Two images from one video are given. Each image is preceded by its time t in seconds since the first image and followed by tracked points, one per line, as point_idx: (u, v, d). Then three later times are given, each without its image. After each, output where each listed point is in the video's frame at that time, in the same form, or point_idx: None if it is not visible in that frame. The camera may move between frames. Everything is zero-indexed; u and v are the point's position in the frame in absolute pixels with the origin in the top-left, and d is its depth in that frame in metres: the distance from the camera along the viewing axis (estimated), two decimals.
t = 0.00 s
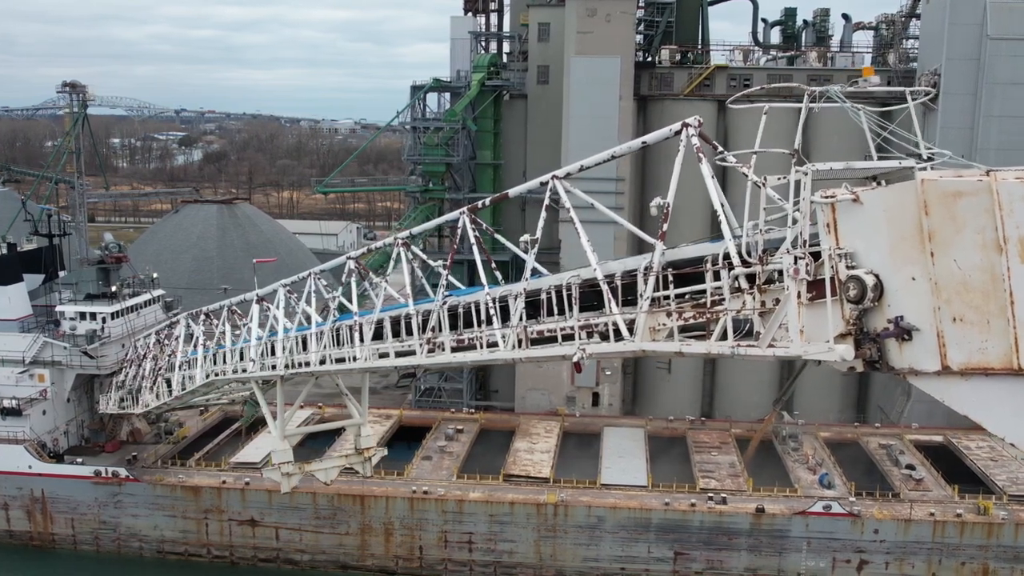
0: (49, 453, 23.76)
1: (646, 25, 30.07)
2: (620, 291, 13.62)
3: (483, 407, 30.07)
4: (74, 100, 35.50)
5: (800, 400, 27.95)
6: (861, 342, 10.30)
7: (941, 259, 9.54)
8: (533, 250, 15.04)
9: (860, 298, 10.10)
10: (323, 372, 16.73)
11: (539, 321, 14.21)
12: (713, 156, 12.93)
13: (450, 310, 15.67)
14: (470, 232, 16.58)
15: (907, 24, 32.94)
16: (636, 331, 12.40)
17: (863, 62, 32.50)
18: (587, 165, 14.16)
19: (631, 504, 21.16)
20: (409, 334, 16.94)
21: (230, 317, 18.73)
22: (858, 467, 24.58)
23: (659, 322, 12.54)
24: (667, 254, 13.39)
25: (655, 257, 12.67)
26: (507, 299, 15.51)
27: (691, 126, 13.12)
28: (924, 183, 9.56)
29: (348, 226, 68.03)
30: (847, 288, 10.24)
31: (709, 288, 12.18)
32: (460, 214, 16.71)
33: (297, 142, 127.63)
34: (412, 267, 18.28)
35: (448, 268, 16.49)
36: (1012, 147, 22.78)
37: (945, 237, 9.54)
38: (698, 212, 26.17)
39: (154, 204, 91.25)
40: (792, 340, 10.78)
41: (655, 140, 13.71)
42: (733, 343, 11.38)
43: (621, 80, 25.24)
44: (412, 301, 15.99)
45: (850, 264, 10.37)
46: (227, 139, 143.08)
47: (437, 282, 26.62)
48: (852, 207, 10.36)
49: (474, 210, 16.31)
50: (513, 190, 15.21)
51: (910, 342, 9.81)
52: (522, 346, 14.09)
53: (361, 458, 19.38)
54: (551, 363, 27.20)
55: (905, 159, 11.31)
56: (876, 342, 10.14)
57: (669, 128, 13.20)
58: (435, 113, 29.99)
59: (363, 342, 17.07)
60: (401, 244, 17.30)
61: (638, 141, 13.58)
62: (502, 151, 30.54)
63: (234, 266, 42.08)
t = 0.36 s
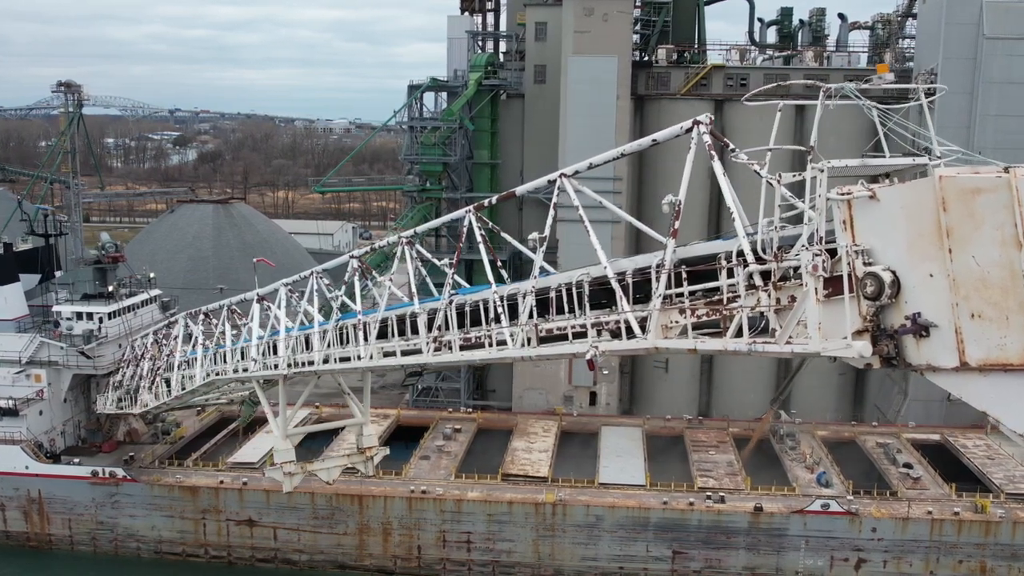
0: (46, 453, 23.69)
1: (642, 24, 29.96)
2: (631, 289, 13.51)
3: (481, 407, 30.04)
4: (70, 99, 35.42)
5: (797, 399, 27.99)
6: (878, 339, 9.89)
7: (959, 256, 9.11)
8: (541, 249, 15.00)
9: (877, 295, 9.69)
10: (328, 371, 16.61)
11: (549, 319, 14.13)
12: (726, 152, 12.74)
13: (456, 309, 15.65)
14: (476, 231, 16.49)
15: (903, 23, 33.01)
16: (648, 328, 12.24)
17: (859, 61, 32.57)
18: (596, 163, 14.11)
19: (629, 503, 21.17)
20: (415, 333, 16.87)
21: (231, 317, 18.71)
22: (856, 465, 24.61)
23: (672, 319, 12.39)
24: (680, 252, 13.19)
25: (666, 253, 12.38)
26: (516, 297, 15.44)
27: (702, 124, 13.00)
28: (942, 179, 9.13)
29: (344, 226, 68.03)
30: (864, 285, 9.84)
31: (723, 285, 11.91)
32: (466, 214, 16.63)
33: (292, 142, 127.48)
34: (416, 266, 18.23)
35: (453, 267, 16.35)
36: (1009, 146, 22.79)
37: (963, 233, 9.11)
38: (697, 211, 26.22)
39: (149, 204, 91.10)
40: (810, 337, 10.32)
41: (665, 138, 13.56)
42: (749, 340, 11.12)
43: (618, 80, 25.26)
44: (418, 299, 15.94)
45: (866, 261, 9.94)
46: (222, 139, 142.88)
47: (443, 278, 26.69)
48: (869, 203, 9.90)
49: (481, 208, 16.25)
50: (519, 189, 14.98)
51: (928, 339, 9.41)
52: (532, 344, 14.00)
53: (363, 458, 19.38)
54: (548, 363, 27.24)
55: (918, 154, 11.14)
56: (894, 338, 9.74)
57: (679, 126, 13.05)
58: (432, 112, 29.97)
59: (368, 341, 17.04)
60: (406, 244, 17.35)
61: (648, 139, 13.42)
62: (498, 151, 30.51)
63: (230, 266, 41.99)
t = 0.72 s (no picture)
0: (43, 454, 23.62)
1: (640, 24, 30.06)
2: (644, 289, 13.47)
3: (479, 407, 30.03)
4: (65, 99, 35.29)
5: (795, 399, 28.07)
6: (896, 337, 9.90)
7: (978, 254, 9.10)
8: (551, 248, 14.96)
9: (895, 293, 9.71)
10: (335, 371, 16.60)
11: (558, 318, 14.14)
12: (739, 151, 12.71)
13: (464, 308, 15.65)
14: (483, 230, 16.46)
15: (900, 23, 33.08)
16: (661, 327, 12.25)
17: (855, 61, 32.62)
18: (606, 162, 14.06)
19: (627, 503, 21.18)
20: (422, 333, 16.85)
21: (231, 317, 18.69)
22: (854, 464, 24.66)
23: (685, 318, 12.38)
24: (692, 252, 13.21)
25: (679, 253, 12.36)
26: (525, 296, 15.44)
27: (713, 123, 12.95)
28: (960, 177, 9.12)
29: (339, 226, 67.95)
30: (882, 284, 9.86)
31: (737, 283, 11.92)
32: (473, 212, 16.57)
33: (287, 142, 127.30)
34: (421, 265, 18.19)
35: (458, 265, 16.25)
36: (1006, 145, 22.85)
37: (981, 231, 9.09)
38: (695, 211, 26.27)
39: (143, 204, 90.89)
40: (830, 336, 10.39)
41: (676, 137, 13.50)
42: (767, 338, 11.18)
43: (616, 79, 25.28)
44: (424, 298, 15.91)
45: (884, 260, 9.97)
46: (217, 139, 142.61)
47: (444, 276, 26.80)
48: (886, 202, 9.95)
49: (488, 207, 16.21)
50: (527, 187, 14.90)
51: (946, 337, 9.42)
52: (542, 343, 13.99)
53: (366, 458, 19.35)
54: (546, 362, 27.26)
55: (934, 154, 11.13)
56: (912, 336, 9.74)
57: (691, 125, 12.97)
58: (430, 112, 29.98)
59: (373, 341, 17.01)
60: (411, 243, 17.39)
61: (658, 138, 13.37)
62: (496, 151, 30.50)
63: (226, 266, 41.90)
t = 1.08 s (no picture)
0: (40, 454, 23.55)
1: (636, 24, 29.90)
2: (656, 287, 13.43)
3: (476, 407, 30.02)
4: (60, 99, 35.17)
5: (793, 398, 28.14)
6: (912, 336, 9.88)
7: (995, 253, 9.10)
8: (559, 246, 14.93)
9: (911, 292, 9.71)
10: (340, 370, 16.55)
11: (568, 317, 14.15)
12: (750, 150, 12.69)
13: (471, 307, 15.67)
14: (488, 229, 16.48)
15: (896, 22, 33.16)
16: (674, 326, 12.26)
17: (852, 60, 32.70)
18: (615, 161, 14.01)
19: (626, 502, 21.19)
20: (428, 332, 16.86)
21: (231, 317, 18.65)
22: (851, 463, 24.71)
23: (697, 317, 12.43)
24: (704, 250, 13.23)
25: (691, 251, 12.34)
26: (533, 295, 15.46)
27: (725, 122, 12.94)
28: (978, 176, 9.10)
29: (335, 226, 67.93)
30: (899, 282, 9.82)
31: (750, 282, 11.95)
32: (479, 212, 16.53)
33: (282, 142, 127.15)
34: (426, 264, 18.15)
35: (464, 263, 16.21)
36: (1002, 144, 22.93)
37: (998, 230, 9.09)
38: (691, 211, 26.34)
39: (138, 205, 90.72)
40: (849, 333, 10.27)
41: (686, 136, 13.47)
42: (784, 336, 11.20)
43: (613, 79, 25.35)
44: (429, 298, 15.88)
45: (900, 258, 9.93)
46: (212, 139, 142.35)
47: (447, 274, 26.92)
48: (902, 200, 9.90)
49: (493, 206, 16.19)
50: (534, 186, 14.83)
51: (962, 335, 9.45)
52: (552, 342, 13.96)
53: (368, 457, 19.33)
54: (544, 362, 27.24)
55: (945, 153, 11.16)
56: (929, 335, 9.74)
57: (702, 123, 12.94)
58: (427, 112, 29.96)
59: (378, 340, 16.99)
60: (415, 241, 17.39)
61: (668, 137, 13.33)
62: (493, 151, 30.51)
63: (222, 266, 41.82)
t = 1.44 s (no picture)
0: (37, 455, 23.48)
1: (633, 24, 29.88)
2: (667, 286, 13.49)
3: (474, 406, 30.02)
4: (55, 99, 35.07)
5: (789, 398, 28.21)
6: (928, 332, 10.13)
7: (1011, 251, 9.31)
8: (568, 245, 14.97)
9: (928, 289, 9.94)
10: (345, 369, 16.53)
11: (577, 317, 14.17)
12: (762, 148, 12.75)
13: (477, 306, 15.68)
14: (495, 228, 16.51)
15: (892, 22, 33.25)
16: (687, 325, 12.26)
17: (848, 60, 32.79)
18: (625, 160, 14.03)
19: (624, 501, 21.19)
20: (432, 331, 16.87)
21: (231, 317, 18.60)
22: (848, 462, 24.76)
23: (709, 315, 12.49)
24: (717, 249, 13.22)
25: (703, 250, 12.42)
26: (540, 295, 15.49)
27: (736, 120, 12.98)
28: (995, 174, 9.30)
29: (331, 226, 67.91)
30: (915, 280, 10.06)
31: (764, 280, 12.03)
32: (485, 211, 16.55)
33: (277, 142, 126.95)
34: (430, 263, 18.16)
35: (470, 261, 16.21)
36: (998, 144, 23.06)
37: (1015, 228, 9.28)
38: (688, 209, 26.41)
39: (133, 204, 90.53)
40: (867, 331, 10.48)
41: (696, 135, 13.54)
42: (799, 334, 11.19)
43: (611, 79, 25.39)
44: (435, 297, 15.91)
45: (917, 256, 10.17)
46: (207, 139, 142.01)
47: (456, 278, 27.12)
48: (919, 199, 10.14)
49: (499, 206, 16.20)
50: (542, 185, 14.76)
51: (978, 332, 9.66)
52: (562, 341, 13.99)
53: (371, 457, 19.31)
54: (541, 362, 27.24)
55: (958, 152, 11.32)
56: (944, 332, 9.98)
57: (713, 122, 12.99)
58: (424, 111, 29.93)
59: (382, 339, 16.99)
60: (420, 240, 17.37)
61: (679, 136, 13.40)
62: (490, 150, 30.51)
63: (218, 266, 41.76)
